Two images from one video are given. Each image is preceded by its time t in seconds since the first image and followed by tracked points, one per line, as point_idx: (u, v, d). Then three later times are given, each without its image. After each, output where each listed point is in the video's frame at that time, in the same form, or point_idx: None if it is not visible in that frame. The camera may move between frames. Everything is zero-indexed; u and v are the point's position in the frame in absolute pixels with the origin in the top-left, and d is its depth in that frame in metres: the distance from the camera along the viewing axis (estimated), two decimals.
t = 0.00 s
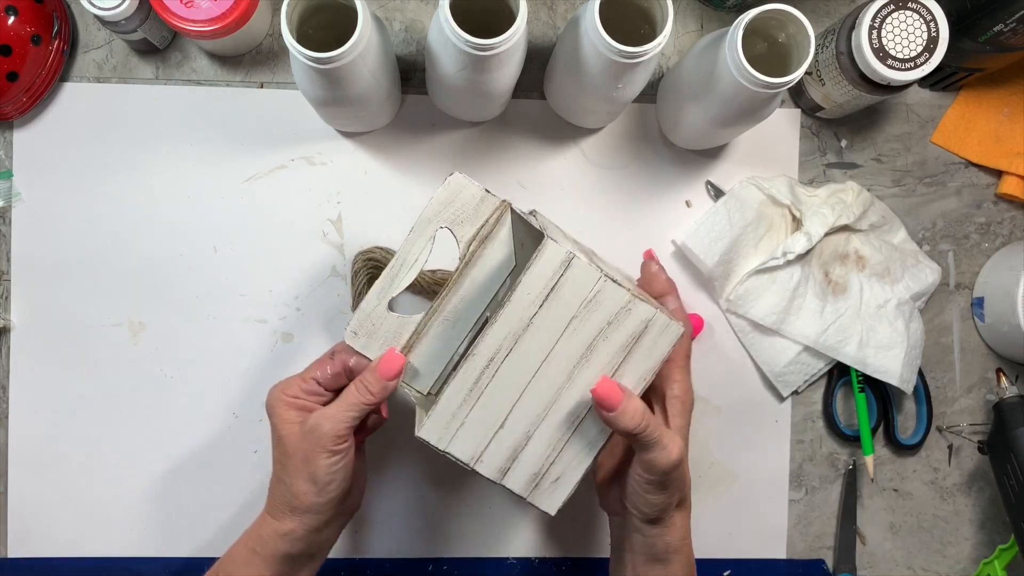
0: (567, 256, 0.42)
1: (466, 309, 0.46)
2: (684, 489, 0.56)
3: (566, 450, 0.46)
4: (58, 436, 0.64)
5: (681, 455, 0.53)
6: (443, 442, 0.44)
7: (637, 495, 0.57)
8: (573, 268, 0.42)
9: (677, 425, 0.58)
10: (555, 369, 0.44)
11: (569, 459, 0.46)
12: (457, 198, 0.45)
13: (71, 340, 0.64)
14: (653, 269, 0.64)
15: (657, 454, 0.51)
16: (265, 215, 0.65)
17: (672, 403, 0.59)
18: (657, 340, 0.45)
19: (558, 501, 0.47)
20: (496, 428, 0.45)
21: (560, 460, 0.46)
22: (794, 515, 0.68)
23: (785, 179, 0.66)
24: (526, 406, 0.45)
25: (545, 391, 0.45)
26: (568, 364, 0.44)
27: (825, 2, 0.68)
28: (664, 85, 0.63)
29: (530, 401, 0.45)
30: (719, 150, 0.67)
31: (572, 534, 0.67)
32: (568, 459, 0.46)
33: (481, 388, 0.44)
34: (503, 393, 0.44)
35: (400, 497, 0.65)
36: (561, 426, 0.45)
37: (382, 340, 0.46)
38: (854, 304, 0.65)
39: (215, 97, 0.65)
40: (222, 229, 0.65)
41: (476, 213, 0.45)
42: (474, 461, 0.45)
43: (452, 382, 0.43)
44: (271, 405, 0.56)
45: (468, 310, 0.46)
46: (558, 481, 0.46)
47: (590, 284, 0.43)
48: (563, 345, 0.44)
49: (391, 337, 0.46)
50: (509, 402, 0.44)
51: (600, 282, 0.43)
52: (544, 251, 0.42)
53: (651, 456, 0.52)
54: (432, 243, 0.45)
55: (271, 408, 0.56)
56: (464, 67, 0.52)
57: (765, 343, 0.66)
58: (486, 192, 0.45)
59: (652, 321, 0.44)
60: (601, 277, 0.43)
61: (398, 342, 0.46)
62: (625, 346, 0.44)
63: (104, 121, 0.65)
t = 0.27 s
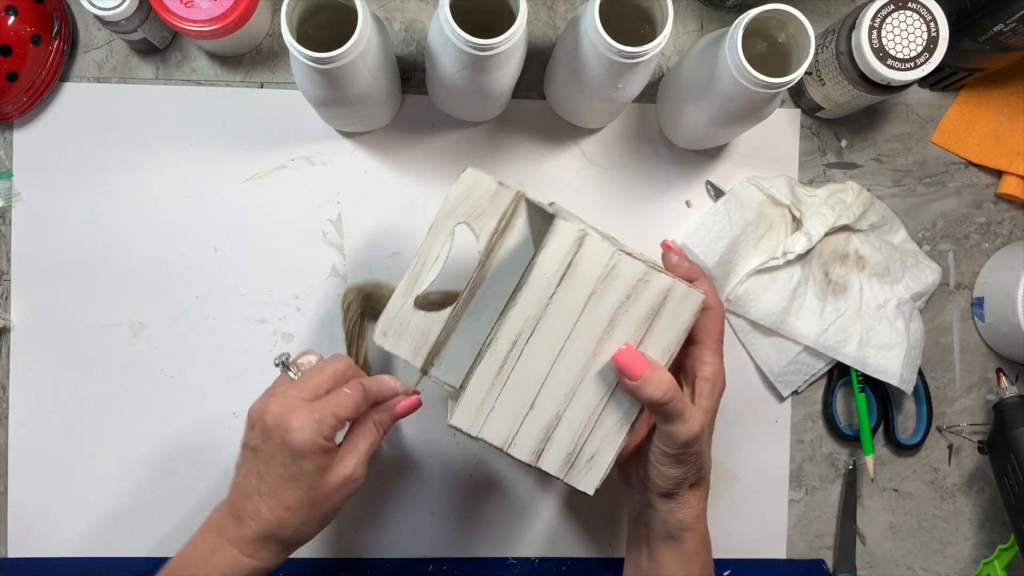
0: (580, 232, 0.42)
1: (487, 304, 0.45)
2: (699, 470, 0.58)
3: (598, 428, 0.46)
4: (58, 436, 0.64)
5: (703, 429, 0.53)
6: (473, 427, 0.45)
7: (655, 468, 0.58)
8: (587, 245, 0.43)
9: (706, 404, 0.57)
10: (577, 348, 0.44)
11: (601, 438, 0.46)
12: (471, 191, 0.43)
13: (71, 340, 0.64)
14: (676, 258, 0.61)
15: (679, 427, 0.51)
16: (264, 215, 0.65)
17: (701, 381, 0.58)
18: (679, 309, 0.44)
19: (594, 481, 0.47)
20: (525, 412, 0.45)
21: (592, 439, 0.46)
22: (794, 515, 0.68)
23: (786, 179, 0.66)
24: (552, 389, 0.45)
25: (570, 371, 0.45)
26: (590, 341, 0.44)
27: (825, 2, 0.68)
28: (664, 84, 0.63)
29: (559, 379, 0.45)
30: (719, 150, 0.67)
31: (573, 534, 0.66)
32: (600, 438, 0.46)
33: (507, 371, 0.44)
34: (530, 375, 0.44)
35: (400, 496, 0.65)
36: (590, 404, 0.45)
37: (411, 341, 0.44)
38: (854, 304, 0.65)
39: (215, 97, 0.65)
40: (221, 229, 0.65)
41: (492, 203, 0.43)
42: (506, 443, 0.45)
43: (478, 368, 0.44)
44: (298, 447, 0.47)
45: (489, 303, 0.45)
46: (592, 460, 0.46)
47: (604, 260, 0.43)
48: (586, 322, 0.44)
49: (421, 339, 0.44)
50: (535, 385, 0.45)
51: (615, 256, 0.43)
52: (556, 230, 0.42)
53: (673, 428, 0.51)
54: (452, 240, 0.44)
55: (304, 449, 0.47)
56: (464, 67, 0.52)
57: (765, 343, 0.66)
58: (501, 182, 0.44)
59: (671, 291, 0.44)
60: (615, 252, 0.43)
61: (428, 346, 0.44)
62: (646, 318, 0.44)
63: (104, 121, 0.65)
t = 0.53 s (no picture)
0: (540, 254, 0.43)
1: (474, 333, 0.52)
2: (708, 468, 0.57)
3: (596, 443, 0.45)
4: (58, 436, 0.64)
5: (699, 427, 0.52)
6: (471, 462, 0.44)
7: (661, 475, 0.57)
8: (549, 265, 0.43)
9: (706, 403, 0.56)
10: (560, 368, 0.44)
11: (601, 453, 0.45)
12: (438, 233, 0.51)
13: (71, 340, 0.64)
14: (652, 261, 0.61)
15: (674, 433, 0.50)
16: (264, 215, 0.65)
17: (699, 381, 0.57)
18: (653, 314, 0.44)
19: (602, 498, 0.46)
20: (519, 438, 0.44)
21: (593, 457, 0.45)
22: (794, 515, 0.68)
23: (785, 179, 0.66)
24: (542, 414, 0.44)
25: (556, 393, 0.44)
26: (572, 360, 0.44)
27: (825, 3, 0.68)
28: (664, 85, 0.63)
29: (547, 403, 0.44)
30: (719, 150, 0.67)
31: (573, 533, 0.66)
32: (600, 451, 0.45)
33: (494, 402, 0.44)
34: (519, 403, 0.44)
35: (400, 496, 0.65)
36: (582, 421, 0.45)
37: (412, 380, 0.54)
38: (854, 304, 0.65)
39: (215, 97, 0.66)
40: (221, 229, 0.65)
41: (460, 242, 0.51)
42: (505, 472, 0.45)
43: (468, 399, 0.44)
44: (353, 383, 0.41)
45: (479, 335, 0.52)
46: (595, 478, 0.46)
47: (570, 276, 0.43)
48: (564, 343, 0.44)
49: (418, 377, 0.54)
50: (523, 412, 0.44)
51: (580, 272, 0.43)
52: (518, 255, 0.43)
53: (668, 433, 0.50)
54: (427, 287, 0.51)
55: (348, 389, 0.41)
56: (464, 67, 0.52)
57: (765, 343, 0.66)
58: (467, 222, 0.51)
59: (641, 296, 0.44)
60: (579, 266, 0.43)
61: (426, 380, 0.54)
62: (622, 328, 0.44)
63: (104, 121, 0.65)
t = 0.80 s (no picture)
0: (494, 306, 0.42)
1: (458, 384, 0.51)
2: (713, 471, 0.55)
3: (601, 471, 0.44)
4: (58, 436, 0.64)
5: (693, 433, 0.52)
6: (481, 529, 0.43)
7: (670, 487, 0.56)
8: (504, 315, 0.42)
9: (695, 407, 0.56)
10: (544, 412, 0.43)
11: (608, 484, 0.44)
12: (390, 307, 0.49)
13: (71, 340, 0.64)
14: (605, 278, 0.58)
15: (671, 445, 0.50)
16: (264, 215, 0.65)
17: (683, 388, 0.56)
18: (617, 334, 0.43)
19: (621, 526, 0.44)
20: (524, 490, 0.43)
21: (603, 487, 0.44)
22: (794, 515, 0.68)
23: (785, 179, 0.66)
24: (539, 463, 0.43)
25: (547, 438, 0.43)
26: (553, 401, 0.43)
27: (826, 3, 0.68)
28: (664, 85, 0.63)
29: (542, 452, 0.43)
30: (719, 150, 0.67)
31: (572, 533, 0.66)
32: (608, 479, 0.44)
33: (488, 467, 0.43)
34: (517, 459, 0.43)
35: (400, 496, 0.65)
36: (580, 456, 0.44)
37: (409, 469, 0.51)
38: (854, 304, 0.65)
39: (215, 97, 0.65)
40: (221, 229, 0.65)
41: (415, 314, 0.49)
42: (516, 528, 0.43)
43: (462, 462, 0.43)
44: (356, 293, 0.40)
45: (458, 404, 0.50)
46: (611, 509, 0.44)
47: (527, 320, 0.42)
48: (543, 387, 0.43)
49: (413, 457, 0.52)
50: (520, 465, 0.43)
51: (535, 313, 0.42)
52: (471, 315, 0.42)
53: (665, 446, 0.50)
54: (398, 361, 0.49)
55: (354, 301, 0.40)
56: (464, 67, 0.52)
57: (765, 343, 0.66)
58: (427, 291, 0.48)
59: (602, 319, 0.43)
60: (533, 307, 0.42)
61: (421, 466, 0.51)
62: (591, 355, 0.43)
63: (104, 121, 0.65)
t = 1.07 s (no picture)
0: (518, 308, 0.41)
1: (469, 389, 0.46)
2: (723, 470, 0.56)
3: (621, 474, 0.43)
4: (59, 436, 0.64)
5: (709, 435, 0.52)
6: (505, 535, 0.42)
7: (682, 487, 0.56)
8: (527, 316, 0.41)
9: (702, 409, 0.56)
10: (565, 415, 0.42)
11: (630, 484, 0.43)
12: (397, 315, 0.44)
13: (72, 340, 0.64)
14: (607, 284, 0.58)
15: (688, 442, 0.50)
16: (264, 214, 0.65)
17: (688, 390, 0.56)
18: (636, 334, 0.43)
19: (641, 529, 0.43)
20: (547, 494, 0.42)
21: (625, 491, 0.43)
22: (794, 515, 0.68)
23: (785, 179, 0.66)
24: (562, 466, 0.42)
25: (569, 440, 0.42)
26: (574, 403, 0.42)
27: (826, 2, 0.68)
28: (664, 85, 0.63)
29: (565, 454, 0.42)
30: (719, 150, 0.67)
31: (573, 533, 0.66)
32: (629, 481, 0.43)
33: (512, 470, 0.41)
34: (541, 462, 0.42)
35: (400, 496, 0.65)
36: (603, 455, 0.43)
37: (409, 481, 0.44)
38: (854, 304, 0.65)
39: (215, 97, 0.65)
40: (220, 228, 0.65)
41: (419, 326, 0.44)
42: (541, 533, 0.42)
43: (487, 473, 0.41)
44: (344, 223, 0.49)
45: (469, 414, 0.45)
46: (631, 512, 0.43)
47: (548, 321, 0.41)
48: (566, 388, 0.42)
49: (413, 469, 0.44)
50: (544, 468, 0.42)
51: (556, 315, 0.42)
52: (492, 316, 0.41)
53: (682, 445, 0.50)
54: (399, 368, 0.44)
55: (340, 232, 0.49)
56: (464, 67, 0.52)
57: (765, 343, 0.66)
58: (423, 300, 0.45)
59: (622, 320, 0.43)
60: (554, 309, 0.41)
61: (425, 476, 0.44)
62: (612, 356, 0.43)
63: (104, 121, 0.65)
